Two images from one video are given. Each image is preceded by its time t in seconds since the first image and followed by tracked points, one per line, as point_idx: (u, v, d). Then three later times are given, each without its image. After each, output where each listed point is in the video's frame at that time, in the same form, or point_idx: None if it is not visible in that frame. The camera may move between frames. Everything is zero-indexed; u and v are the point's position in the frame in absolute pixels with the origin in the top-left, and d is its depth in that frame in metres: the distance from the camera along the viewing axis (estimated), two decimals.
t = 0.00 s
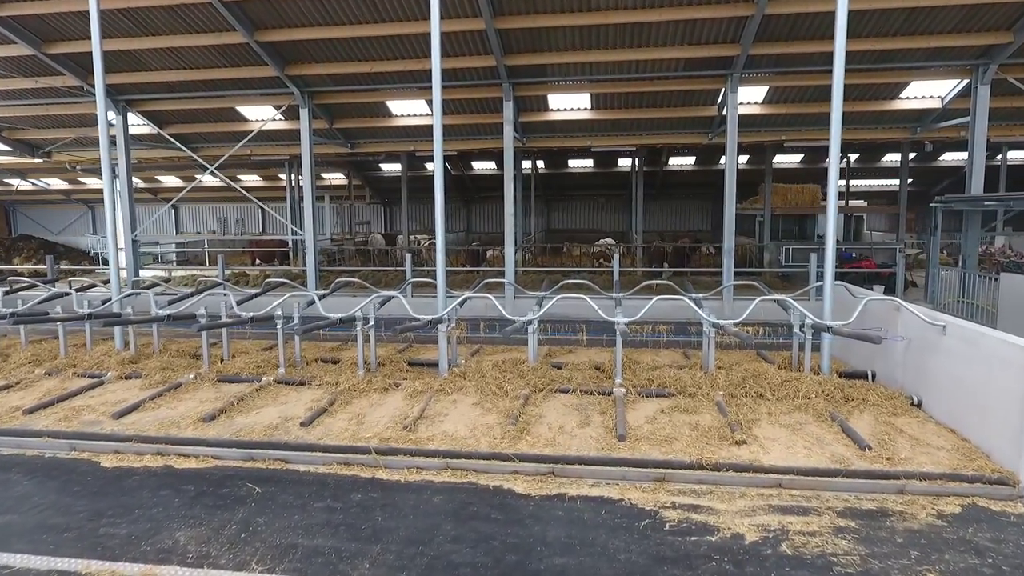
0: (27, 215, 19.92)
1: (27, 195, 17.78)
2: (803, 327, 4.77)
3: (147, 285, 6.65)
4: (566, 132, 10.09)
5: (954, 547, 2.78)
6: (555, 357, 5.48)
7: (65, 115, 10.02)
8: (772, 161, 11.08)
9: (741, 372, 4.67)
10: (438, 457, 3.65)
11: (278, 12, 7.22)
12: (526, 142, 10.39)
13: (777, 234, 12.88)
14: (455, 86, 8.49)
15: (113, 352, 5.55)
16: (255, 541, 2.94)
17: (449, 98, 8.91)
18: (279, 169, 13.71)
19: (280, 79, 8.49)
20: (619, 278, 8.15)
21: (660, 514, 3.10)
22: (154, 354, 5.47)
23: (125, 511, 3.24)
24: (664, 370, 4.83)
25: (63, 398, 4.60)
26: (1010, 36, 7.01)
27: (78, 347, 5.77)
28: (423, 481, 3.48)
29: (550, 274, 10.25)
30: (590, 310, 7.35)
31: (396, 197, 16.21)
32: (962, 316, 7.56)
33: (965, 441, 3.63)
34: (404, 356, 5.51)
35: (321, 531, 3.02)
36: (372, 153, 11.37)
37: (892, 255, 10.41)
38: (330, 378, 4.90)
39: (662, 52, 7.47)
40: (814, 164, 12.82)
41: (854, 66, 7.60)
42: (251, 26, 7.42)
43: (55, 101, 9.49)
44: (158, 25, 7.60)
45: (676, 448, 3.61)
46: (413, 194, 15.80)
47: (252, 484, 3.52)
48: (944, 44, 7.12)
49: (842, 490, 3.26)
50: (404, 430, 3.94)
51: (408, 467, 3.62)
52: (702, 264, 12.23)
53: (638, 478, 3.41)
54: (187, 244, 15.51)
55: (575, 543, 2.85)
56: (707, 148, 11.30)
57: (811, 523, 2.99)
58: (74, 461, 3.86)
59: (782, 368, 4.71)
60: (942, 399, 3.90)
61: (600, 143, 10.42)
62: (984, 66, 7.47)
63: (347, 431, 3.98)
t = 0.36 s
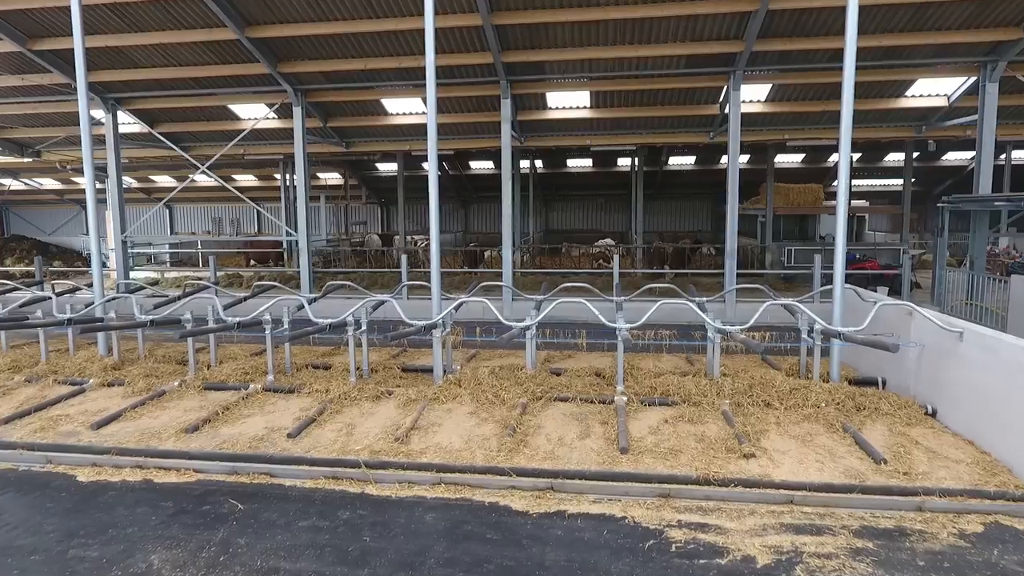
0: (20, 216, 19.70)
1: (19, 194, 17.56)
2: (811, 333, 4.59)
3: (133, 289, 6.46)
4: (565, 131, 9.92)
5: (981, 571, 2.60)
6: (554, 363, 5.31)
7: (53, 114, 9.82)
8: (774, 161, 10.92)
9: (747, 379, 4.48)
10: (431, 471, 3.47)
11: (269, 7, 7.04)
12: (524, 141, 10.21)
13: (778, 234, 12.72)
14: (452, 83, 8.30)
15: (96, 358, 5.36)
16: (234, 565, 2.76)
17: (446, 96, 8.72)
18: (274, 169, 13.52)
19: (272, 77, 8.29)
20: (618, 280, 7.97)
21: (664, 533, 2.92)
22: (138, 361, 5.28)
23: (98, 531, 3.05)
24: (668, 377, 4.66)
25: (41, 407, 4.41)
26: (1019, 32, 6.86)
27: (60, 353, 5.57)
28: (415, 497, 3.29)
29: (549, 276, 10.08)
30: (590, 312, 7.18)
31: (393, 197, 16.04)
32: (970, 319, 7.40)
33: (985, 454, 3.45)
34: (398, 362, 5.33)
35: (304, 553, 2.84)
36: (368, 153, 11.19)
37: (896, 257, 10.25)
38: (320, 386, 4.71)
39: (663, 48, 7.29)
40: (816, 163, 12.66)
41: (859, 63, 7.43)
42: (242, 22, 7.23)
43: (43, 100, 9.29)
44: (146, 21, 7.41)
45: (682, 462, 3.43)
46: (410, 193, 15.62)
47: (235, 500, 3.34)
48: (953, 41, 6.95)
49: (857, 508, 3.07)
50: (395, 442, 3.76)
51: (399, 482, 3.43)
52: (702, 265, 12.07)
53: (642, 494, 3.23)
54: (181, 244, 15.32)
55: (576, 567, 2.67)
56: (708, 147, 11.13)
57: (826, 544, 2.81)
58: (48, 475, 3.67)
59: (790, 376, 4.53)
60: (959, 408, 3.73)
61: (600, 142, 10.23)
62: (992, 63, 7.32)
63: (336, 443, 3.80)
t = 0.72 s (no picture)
0: (14, 216, 19.49)
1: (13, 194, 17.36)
2: (821, 338, 4.40)
3: (119, 292, 6.26)
4: (565, 130, 9.74)
5: None
6: (553, 369, 5.12)
7: (42, 111, 9.60)
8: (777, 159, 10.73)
9: (755, 387, 4.28)
10: (423, 487, 3.27)
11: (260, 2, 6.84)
12: (522, 140, 10.02)
13: (781, 234, 12.55)
14: (449, 80, 8.10)
15: (78, 364, 5.15)
16: None
17: (442, 93, 8.53)
18: (269, 168, 13.32)
19: (265, 74, 8.09)
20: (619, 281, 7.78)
21: (671, 556, 2.72)
22: (121, 367, 5.08)
23: (67, 554, 2.85)
24: (672, 384, 4.47)
25: (16, 417, 4.20)
26: None
27: (42, 359, 5.37)
28: (406, 516, 3.10)
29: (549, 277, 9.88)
30: (590, 315, 6.99)
31: (391, 197, 15.86)
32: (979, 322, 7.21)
33: (1010, 468, 3.26)
34: (392, 369, 5.13)
35: None
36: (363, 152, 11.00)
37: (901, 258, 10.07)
38: (309, 394, 4.52)
39: (665, 45, 7.10)
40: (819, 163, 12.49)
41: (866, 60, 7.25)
42: (233, 17, 7.03)
43: (31, 97, 9.08)
44: (134, 16, 7.21)
45: (689, 478, 3.23)
46: (407, 193, 15.43)
47: (215, 519, 3.14)
48: (964, 37, 6.76)
49: (878, 529, 2.88)
50: (386, 455, 3.56)
51: (389, 498, 3.24)
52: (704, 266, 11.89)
53: (646, 513, 3.03)
54: (176, 245, 15.12)
55: None
56: (710, 145, 10.95)
57: (845, 569, 2.61)
58: (19, 490, 3.47)
59: (800, 383, 4.33)
60: (980, 419, 3.53)
61: (600, 141, 10.05)
62: (1003, 59, 7.14)
63: (323, 456, 3.60)
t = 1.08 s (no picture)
0: (7, 216, 19.25)
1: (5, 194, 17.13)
2: (833, 344, 4.20)
3: (104, 296, 6.05)
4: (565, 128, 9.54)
5: None
6: (552, 376, 4.91)
7: (29, 109, 9.38)
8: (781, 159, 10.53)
9: (764, 396, 4.09)
10: (415, 506, 3.06)
11: None
12: (521, 139, 9.82)
13: (784, 235, 12.35)
14: (445, 77, 7.90)
15: (57, 371, 4.94)
16: None
17: (439, 90, 8.32)
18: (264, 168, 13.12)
19: (257, 70, 7.89)
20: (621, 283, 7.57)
21: None
22: (102, 374, 4.86)
23: None
24: (677, 393, 4.28)
25: None
26: None
27: (20, 366, 5.15)
28: (395, 537, 2.89)
29: (548, 279, 9.67)
30: (590, 319, 6.79)
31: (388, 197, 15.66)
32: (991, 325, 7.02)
33: None
34: (384, 376, 4.92)
35: None
36: (359, 151, 10.79)
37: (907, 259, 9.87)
38: (297, 403, 4.31)
39: (668, 40, 6.90)
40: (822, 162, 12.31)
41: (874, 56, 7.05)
42: (223, 10, 6.82)
43: (18, 94, 8.86)
44: (122, 10, 7.00)
45: (698, 496, 3.02)
46: (405, 192, 15.24)
47: (192, 540, 2.93)
48: (978, 32, 6.55)
49: (902, 553, 2.67)
50: (375, 470, 3.35)
51: (378, 517, 3.03)
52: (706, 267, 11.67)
53: (653, 534, 2.82)
54: (170, 245, 14.90)
55: None
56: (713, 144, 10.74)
57: None
58: None
59: (811, 392, 4.14)
60: (1005, 431, 3.33)
61: (601, 140, 9.85)
62: (1016, 55, 6.95)
63: (309, 471, 3.39)
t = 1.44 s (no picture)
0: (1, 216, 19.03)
1: None
2: (848, 352, 3.99)
3: (88, 301, 5.83)
4: (565, 127, 9.33)
5: None
6: (552, 384, 4.71)
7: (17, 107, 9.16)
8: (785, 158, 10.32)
9: (776, 408, 3.88)
10: (405, 529, 2.85)
11: None
12: (520, 137, 9.62)
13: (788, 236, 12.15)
14: (442, 73, 7.69)
15: (35, 379, 4.72)
16: None
17: (436, 87, 8.11)
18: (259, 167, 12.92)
19: (249, 66, 7.68)
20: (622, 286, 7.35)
21: None
22: (82, 383, 4.65)
23: None
24: (684, 403, 4.07)
25: None
26: None
27: None
28: (384, 563, 2.68)
29: (548, 281, 9.46)
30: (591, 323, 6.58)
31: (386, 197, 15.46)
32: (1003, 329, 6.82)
33: None
34: (377, 384, 4.71)
35: None
36: (355, 150, 10.58)
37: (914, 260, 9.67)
38: (285, 414, 4.10)
39: (671, 35, 6.69)
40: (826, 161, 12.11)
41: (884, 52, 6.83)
42: (212, 5, 6.60)
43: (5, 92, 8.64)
44: (108, 4, 6.79)
45: (709, 519, 2.81)
46: (402, 192, 15.03)
47: (165, 566, 2.71)
48: (992, 27, 6.35)
49: None
50: (363, 488, 3.14)
51: (366, 541, 2.82)
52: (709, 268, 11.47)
53: (661, 561, 2.62)
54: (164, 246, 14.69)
55: None
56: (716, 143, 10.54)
57: None
58: None
59: (825, 403, 3.93)
60: None
61: (602, 139, 9.65)
62: None
63: (295, 489, 3.18)
